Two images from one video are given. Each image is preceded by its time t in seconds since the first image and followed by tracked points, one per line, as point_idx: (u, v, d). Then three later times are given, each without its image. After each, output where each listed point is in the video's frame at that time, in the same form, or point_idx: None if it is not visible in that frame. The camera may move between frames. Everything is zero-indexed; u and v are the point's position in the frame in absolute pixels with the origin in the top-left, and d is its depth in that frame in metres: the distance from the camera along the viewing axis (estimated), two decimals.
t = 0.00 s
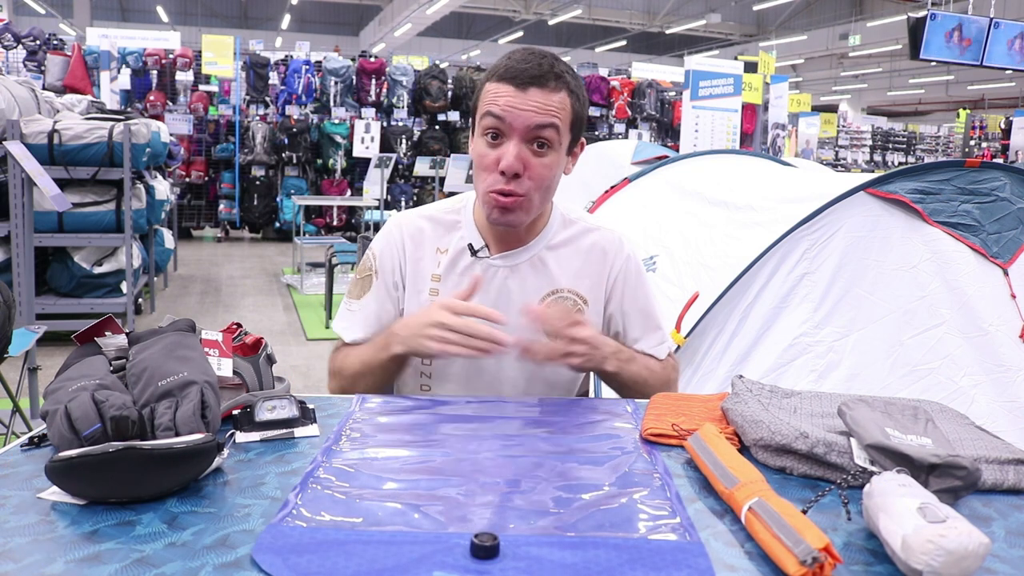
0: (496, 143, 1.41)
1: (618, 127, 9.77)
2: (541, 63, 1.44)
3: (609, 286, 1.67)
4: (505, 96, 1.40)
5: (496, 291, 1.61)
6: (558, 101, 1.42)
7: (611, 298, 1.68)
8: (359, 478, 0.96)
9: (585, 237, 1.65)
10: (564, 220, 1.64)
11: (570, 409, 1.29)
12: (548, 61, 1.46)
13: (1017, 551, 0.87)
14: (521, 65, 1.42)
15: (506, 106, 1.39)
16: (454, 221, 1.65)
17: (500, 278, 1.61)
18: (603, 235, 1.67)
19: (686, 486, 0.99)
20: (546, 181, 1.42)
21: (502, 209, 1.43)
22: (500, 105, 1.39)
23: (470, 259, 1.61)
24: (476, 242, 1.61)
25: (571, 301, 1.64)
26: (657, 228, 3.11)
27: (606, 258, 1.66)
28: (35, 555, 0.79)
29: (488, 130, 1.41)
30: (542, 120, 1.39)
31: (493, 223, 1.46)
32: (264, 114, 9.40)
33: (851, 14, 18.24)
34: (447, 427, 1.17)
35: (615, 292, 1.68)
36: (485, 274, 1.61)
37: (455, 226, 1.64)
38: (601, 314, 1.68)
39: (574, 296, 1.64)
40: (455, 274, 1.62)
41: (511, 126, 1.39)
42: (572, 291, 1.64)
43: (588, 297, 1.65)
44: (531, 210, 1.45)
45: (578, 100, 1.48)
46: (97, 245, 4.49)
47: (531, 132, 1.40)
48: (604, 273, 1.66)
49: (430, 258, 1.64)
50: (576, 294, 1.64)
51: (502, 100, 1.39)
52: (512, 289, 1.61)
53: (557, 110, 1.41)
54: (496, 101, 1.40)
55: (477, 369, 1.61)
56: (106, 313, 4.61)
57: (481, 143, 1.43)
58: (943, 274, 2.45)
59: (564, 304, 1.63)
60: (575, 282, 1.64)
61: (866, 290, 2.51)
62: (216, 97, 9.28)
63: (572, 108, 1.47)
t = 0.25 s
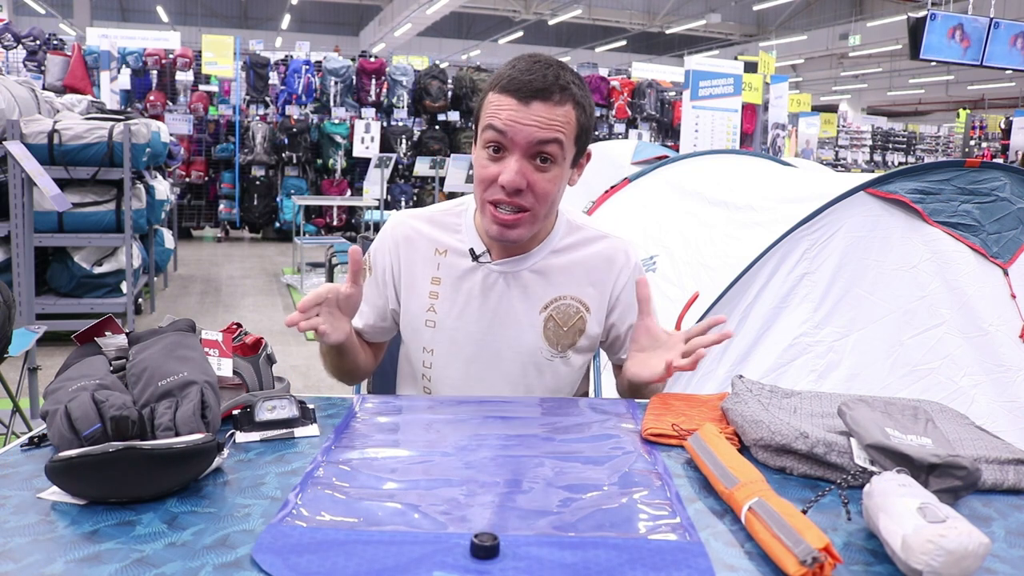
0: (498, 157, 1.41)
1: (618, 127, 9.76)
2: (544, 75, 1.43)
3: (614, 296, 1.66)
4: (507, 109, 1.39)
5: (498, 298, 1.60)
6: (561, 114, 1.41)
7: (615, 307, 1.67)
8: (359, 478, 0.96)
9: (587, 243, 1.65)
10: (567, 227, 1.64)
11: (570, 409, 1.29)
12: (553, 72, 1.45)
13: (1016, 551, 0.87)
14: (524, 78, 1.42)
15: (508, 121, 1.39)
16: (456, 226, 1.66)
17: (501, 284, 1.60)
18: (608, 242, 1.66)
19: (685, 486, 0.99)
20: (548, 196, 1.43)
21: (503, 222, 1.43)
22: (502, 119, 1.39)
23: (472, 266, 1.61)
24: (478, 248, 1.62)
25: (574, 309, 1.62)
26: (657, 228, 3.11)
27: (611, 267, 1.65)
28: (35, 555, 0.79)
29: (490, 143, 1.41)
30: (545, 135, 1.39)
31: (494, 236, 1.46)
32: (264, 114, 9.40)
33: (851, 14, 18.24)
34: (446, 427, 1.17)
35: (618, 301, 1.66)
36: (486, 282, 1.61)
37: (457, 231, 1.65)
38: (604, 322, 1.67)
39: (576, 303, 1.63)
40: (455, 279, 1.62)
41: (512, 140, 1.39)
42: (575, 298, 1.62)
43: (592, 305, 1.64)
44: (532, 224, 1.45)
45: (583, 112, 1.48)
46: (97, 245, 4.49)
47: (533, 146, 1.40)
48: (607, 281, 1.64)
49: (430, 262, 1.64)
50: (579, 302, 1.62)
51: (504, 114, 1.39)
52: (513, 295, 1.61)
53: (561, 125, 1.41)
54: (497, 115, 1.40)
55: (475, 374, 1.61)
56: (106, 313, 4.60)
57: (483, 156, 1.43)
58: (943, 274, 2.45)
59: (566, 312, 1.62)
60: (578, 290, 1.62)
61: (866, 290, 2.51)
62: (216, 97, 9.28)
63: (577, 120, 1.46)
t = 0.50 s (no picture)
0: (499, 154, 1.41)
1: (618, 127, 9.76)
2: (548, 74, 1.44)
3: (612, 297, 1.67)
4: (509, 106, 1.40)
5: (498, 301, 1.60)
6: (564, 113, 1.42)
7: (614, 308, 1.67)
8: (359, 478, 0.96)
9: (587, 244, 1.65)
10: (567, 228, 1.64)
11: (570, 409, 1.29)
12: (557, 72, 1.45)
13: (1016, 552, 0.87)
14: (527, 75, 1.42)
15: (510, 117, 1.39)
16: (456, 227, 1.65)
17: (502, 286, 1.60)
18: (608, 243, 1.67)
19: (686, 487, 0.99)
20: (549, 194, 1.42)
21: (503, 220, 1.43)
22: (504, 115, 1.39)
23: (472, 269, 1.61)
24: (478, 250, 1.62)
25: (573, 312, 1.63)
26: (657, 228, 3.11)
27: (609, 268, 1.65)
28: (35, 556, 0.79)
29: (492, 140, 1.41)
30: (547, 132, 1.39)
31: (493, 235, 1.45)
32: (264, 114, 9.40)
33: (851, 14, 18.24)
34: (446, 427, 1.17)
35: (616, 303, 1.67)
36: (487, 285, 1.61)
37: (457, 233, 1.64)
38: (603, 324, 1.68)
39: (575, 305, 1.63)
40: (455, 282, 1.62)
41: (514, 137, 1.39)
42: (574, 300, 1.63)
43: (591, 306, 1.64)
44: (532, 223, 1.44)
45: (585, 113, 1.48)
46: (97, 245, 4.49)
47: (535, 143, 1.40)
48: (606, 283, 1.65)
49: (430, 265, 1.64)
50: (578, 304, 1.63)
51: (507, 111, 1.39)
52: (513, 297, 1.61)
53: (563, 123, 1.41)
54: (500, 111, 1.40)
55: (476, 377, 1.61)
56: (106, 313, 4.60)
57: (485, 153, 1.43)
58: (943, 274, 2.45)
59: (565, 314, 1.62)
60: (578, 293, 1.63)
61: (866, 290, 2.51)
62: (216, 97, 9.28)
63: (579, 120, 1.46)
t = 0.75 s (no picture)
0: (497, 148, 1.41)
1: (618, 127, 9.77)
2: (541, 66, 1.43)
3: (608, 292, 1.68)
4: (505, 101, 1.39)
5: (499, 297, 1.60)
6: (559, 105, 1.42)
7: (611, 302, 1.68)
8: (359, 478, 0.96)
9: (585, 239, 1.66)
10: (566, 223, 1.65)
11: (570, 409, 1.29)
12: (550, 63, 1.45)
13: (1016, 551, 0.87)
14: (521, 69, 1.41)
15: (507, 112, 1.39)
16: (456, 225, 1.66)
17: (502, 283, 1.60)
18: (605, 237, 1.68)
19: (686, 486, 0.99)
20: (546, 187, 1.43)
21: (502, 213, 1.44)
22: (500, 110, 1.39)
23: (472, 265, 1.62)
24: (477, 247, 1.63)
25: (572, 307, 1.64)
26: (657, 229, 3.11)
27: (607, 262, 1.66)
28: (35, 556, 0.79)
29: (488, 134, 1.41)
30: (543, 126, 1.39)
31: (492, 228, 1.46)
32: (264, 115, 9.40)
33: (851, 14, 18.25)
34: (446, 427, 1.17)
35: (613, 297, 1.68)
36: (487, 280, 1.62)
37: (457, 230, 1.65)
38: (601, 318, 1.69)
39: (573, 300, 1.64)
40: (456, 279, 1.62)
41: (511, 131, 1.39)
42: (572, 296, 1.63)
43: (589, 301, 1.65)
44: (530, 215, 1.46)
45: (579, 103, 1.48)
46: (97, 245, 4.49)
47: (532, 136, 1.40)
48: (604, 277, 1.66)
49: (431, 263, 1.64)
50: (576, 299, 1.64)
51: (502, 105, 1.39)
52: (514, 293, 1.61)
53: (558, 115, 1.41)
54: (496, 106, 1.39)
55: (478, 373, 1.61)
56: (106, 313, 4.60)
57: (481, 147, 1.43)
58: (943, 274, 2.45)
59: (564, 310, 1.63)
60: (576, 288, 1.64)
61: (866, 290, 2.51)
62: (216, 97, 9.28)
63: (573, 111, 1.46)
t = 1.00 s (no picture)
0: (506, 137, 1.42)
1: (618, 127, 9.77)
2: (543, 58, 1.46)
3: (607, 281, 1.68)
4: (513, 90, 1.41)
5: (499, 301, 1.60)
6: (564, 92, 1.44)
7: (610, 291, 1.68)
8: (359, 478, 0.96)
9: (578, 233, 1.66)
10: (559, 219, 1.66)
11: (569, 409, 1.29)
12: (551, 56, 1.48)
13: (1016, 552, 0.87)
14: (524, 59, 1.44)
15: (516, 98, 1.40)
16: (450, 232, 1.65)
17: (504, 285, 1.61)
18: (597, 229, 1.68)
19: (687, 487, 0.99)
20: (558, 172, 1.43)
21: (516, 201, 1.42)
22: (508, 97, 1.40)
23: (472, 271, 1.61)
24: (475, 251, 1.62)
25: (573, 302, 1.64)
26: (657, 228, 3.11)
27: (601, 252, 1.66)
28: (35, 555, 0.79)
29: (497, 124, 1.42)
30: (552, 110, 1.41)
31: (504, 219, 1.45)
32: (264, 114, 9.40)
33: (851, 14, 18.25)
34: (445, 427, 1.17)
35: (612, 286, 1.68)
36: (488, 284, 1.61)
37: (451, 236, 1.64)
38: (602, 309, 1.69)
39: (573, 294, 1.64)
40: (455, 286, 1.61)
41: (520, 118, 1.40)
42: (570, 289, 1.64)
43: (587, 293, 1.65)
44: (544, 204, 1.45)
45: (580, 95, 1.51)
46: (97, 245, 4.49)
47: (541, 122, 1.41)
48: (601, 267, 1.66)
49: (428, 273, 1.63)
50: (574, 292, 1.64)
51: (511, 92, 1.41)
52: (516, 294, 1.61)
53: (566, 102, 1.43)
54: (504, 95, 1.41)
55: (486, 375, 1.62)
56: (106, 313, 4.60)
57: (490, 137, 1.43)
58: (943, 274, 2.45)
59: (565, 305, 1.63)
60: (575, 282, 1.64)
61: (866, 290, 2.51)
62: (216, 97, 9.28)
63: (576, 101, 1.49)
